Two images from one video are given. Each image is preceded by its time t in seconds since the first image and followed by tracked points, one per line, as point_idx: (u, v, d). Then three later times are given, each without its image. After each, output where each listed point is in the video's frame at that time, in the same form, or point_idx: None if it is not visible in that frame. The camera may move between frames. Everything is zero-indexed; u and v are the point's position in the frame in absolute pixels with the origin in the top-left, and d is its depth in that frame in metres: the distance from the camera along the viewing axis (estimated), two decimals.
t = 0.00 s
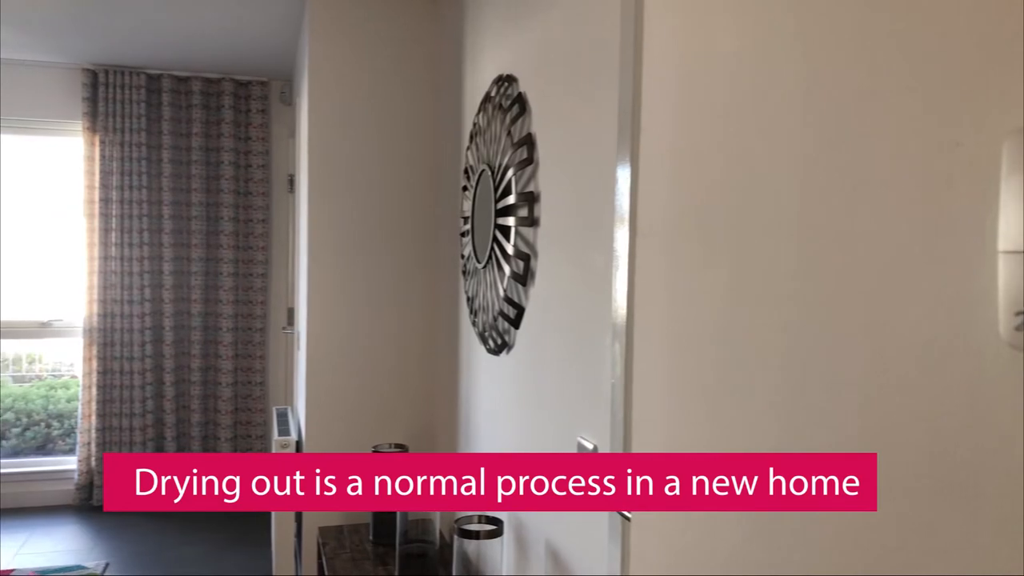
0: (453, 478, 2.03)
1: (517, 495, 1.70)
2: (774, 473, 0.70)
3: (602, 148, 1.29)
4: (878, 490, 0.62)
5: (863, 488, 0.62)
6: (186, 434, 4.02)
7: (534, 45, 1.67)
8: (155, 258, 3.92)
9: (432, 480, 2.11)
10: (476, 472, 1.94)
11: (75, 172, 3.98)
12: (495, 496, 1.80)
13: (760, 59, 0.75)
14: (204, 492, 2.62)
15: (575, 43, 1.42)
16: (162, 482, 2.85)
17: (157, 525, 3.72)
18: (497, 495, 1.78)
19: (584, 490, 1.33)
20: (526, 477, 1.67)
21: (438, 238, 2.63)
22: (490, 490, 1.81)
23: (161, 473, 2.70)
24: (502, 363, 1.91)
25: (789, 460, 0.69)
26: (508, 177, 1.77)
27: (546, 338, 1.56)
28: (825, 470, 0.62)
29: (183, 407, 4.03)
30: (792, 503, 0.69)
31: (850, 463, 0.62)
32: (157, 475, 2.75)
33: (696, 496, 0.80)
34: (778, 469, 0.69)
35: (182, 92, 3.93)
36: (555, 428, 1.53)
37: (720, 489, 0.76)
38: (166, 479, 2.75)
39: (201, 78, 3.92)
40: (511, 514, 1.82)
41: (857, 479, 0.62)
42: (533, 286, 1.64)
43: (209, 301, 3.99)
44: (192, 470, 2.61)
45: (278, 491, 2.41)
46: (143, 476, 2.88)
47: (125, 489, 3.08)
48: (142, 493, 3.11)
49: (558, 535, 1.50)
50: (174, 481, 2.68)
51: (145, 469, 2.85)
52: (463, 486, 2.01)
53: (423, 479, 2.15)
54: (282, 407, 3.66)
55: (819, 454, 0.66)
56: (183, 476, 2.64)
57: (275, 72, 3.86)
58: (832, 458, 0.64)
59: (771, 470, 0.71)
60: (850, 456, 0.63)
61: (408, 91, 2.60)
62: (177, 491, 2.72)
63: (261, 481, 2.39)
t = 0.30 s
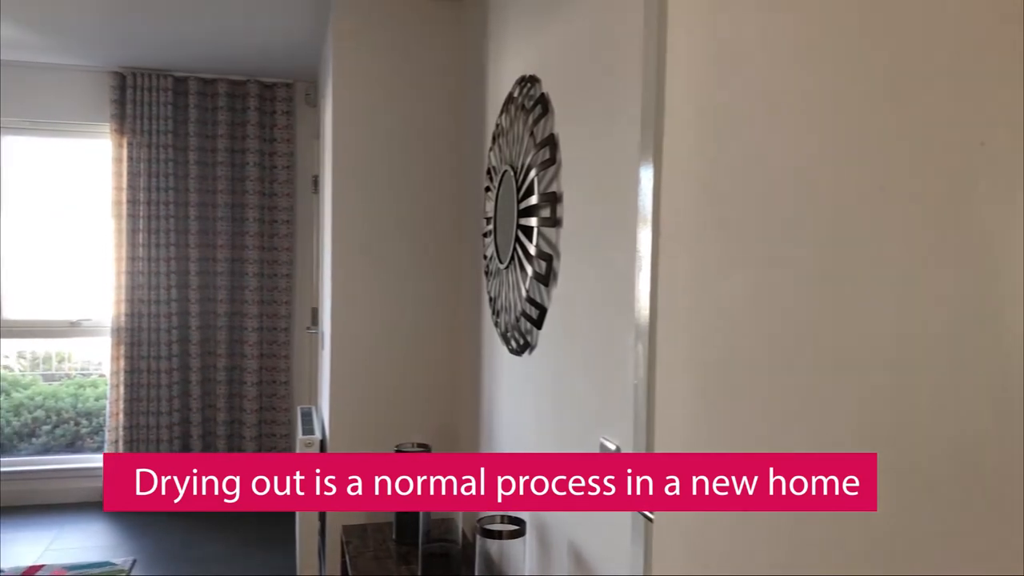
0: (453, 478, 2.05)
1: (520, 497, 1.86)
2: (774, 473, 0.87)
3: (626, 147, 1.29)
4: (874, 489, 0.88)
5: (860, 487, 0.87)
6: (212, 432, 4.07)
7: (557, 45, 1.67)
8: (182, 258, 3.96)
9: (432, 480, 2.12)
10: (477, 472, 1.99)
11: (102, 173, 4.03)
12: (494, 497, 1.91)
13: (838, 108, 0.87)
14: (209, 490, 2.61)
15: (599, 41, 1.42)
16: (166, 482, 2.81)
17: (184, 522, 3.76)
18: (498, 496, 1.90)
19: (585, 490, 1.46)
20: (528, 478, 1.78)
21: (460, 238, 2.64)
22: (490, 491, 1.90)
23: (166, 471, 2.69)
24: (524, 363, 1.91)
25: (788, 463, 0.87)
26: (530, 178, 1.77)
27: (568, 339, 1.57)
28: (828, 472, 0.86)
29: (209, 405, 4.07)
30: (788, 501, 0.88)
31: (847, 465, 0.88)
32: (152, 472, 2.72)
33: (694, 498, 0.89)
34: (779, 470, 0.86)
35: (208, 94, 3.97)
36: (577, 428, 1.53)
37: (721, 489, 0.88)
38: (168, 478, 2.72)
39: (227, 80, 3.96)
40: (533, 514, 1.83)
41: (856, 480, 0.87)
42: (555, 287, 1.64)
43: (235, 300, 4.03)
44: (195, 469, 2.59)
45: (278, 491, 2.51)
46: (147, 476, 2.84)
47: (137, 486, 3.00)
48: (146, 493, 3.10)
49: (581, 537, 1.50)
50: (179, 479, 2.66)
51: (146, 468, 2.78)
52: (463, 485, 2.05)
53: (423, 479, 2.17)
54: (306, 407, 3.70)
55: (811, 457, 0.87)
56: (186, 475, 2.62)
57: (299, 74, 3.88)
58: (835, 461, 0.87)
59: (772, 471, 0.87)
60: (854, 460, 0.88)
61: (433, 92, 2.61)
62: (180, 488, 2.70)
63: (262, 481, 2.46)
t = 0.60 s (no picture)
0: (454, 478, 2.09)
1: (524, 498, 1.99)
2: (774, 473, 0.80)
3: (650, 148, 1.29)
4: (878, 494, 0.73)
5: (863, 488, 0.73)
6: (237, 431, 4.10)
7: (581, 46, 1.67)
8: (208, 259, 4.00)
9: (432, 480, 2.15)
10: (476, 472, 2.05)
11: (129, 174, 4.08)
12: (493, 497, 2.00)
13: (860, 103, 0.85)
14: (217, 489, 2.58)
15: (623, 40, 1.42)
16: (164, 482, 2.77)
17: (209, 521, 3.79)
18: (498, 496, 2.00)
19: (584, 490, 1.57)
20: (528, 478, 1.86)
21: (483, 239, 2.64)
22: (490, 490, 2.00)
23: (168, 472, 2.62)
24: (547, 364, 1.91)
25: (786, 462, 0.80)
26: (554, 178, 1.77)
27: (591, 339, 1.56)
28: (827, 472, 0.72)
29: (235, 405, 4.10)
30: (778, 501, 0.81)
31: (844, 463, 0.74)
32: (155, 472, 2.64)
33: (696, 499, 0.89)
34: (779, 470, 0.80)
35: (233, 96, 4.00)
36: (599, 430, 1.53)
37: (720, 489, 0.86)
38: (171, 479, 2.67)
39: (252, 82, 3.99)
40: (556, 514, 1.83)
41: (857, 480, 0.72)
42: (578, 287, 1.64)
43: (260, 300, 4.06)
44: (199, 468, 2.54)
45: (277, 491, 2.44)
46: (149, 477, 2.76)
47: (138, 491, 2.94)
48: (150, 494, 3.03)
49: (605, 537, 1.50)
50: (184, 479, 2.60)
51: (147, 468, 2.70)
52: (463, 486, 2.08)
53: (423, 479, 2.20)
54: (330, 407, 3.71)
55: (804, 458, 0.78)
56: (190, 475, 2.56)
57: (323, 75, 3.91)
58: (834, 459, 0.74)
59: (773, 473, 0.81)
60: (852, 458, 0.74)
61: (456, 93, 2.61)
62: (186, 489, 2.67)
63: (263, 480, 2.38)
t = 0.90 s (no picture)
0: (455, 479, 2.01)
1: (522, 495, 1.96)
2: (774, 474, 0.75)
3: (674, 146, 1.28)
4: (879, 492, 0.65)
5: (864, 488, 0.65)
6: (261, 430, 4.12)
7: (605, 46, 1.67)
8: (233, 259, 4.03)
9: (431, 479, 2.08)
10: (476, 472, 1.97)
11: (156, 175, 4.12)
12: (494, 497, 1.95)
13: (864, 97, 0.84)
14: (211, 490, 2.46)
15: (647, 38, 1.41)
16: (165, 483, 2.55)
17: (233, 520, 3.82)
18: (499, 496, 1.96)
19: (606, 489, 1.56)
20: (527, 478, 1.87)
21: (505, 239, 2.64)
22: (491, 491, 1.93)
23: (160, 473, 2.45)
24: (571, 365, 1.91)
25: (786, 462, 0.74)
26: (577, 178, 1.76)
27: (616, 340, 1.56)
28: (827, 471, 0.64)
29: (259, 404, 4.13)
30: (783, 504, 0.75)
31: (841, 460, 0.66)
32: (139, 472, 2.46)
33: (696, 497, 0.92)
34: (780, 470, 0.74)
35: (259, 98, 4.03)
36: (624, 431, 1.52)
37: (721, 488, 0.82)
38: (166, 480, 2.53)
39: (278, 84, 4.02)
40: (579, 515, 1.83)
41: (858, 479, 0.65)
42: (602, 288, 1.64)
43: (284, 300, 4.09)
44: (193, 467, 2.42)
45: (282, 493, 2.36)
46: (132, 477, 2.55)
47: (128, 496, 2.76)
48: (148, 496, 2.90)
49: (627, 539, 1.50)
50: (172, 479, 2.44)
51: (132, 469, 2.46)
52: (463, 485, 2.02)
53: (424, 479, 2.13)
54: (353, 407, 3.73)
55: (807, 456, 0.72)
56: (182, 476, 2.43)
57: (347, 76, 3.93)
58: (834, 458, 0.67)
59: (773, 473, 0.75)
60: (851, 456, 0.66)
61: (480, 93, 2.61)
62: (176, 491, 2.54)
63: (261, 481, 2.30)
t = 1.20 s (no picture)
0: (454, 479, 2.05)
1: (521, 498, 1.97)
2: (774, 473, 0.77)
3: (699, 147, 1.28)
4: (878, 493, 0.65)
5: (864, 489, 0.66)
6: (286, 430, 4.15)
7: (628, 45, 1.66)
8: (259, 260, 4.07)
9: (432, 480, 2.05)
10: (476, 472, 1.98)
11: (182, 176, 4.16)
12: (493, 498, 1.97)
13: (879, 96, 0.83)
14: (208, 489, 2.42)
15: (670, 38, 1.41)
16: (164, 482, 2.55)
17: (256, 518, 3.86)
18: (499, 497, 1.96)
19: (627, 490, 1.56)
20: (526, 478, 1.93)
21: (528, 240, 2.65)
22: (489, 491, 1.94)
23: (160, 473, 2.44)
24: (593, 366, 1.91)
25: (786, 462, 0.76)
26: (600, 179, 1.76)
27: (639, 341, 1.55)
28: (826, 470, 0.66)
29: (284, 403, 4.16)
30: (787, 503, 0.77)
31: (840, 461, 0.67)
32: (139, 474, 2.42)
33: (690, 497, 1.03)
34: (780, 470, 0.76)
35: (283, 100, 4.07)
36: (647, 432, 1.52)
37: (724, 488, 0.88)
38: (166, 479, 2.50)
39: (302, 86, 4.05)
40: (602, 516, 1.83)
41: (858, 479, 0.65)
42: (625, 289, 1.63)
43: (309, 300, 4.12)
44: (194, 468, 2.38)
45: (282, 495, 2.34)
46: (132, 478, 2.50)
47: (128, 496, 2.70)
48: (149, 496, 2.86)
49: (650, 540, 1.49)
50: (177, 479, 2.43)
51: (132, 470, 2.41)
52: (463, 486, 2.06)
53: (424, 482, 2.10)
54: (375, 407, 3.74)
55: (809, 456, 0.74)
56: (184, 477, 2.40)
57: (371, 78, 3.95)
58: (836, 458, 0.67)
59: (772, 472, 0.77)
60: (853, 457, 0.67)
61: (504, 94, 2.62)
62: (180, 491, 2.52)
63: (261, 481, 2.28)
